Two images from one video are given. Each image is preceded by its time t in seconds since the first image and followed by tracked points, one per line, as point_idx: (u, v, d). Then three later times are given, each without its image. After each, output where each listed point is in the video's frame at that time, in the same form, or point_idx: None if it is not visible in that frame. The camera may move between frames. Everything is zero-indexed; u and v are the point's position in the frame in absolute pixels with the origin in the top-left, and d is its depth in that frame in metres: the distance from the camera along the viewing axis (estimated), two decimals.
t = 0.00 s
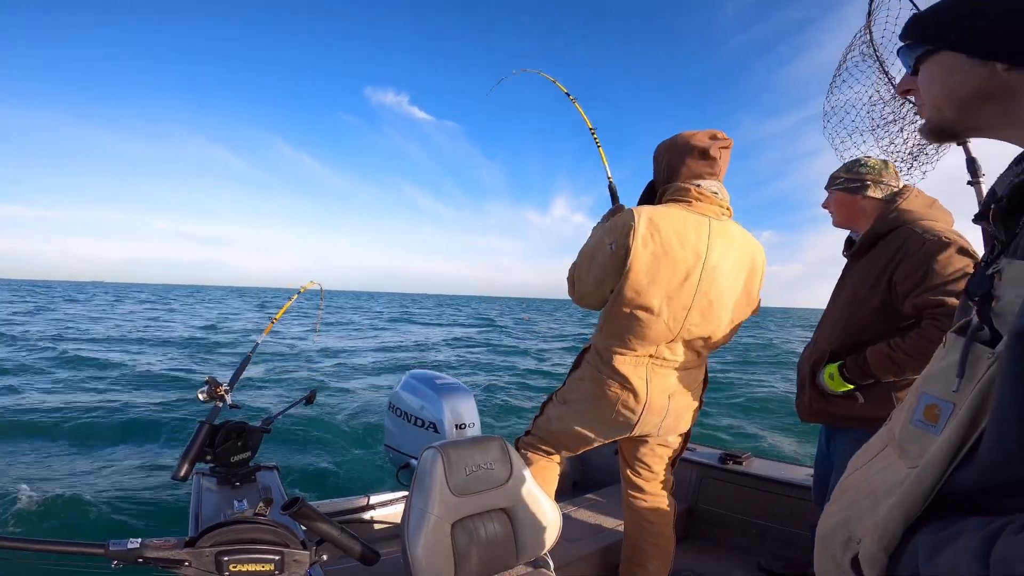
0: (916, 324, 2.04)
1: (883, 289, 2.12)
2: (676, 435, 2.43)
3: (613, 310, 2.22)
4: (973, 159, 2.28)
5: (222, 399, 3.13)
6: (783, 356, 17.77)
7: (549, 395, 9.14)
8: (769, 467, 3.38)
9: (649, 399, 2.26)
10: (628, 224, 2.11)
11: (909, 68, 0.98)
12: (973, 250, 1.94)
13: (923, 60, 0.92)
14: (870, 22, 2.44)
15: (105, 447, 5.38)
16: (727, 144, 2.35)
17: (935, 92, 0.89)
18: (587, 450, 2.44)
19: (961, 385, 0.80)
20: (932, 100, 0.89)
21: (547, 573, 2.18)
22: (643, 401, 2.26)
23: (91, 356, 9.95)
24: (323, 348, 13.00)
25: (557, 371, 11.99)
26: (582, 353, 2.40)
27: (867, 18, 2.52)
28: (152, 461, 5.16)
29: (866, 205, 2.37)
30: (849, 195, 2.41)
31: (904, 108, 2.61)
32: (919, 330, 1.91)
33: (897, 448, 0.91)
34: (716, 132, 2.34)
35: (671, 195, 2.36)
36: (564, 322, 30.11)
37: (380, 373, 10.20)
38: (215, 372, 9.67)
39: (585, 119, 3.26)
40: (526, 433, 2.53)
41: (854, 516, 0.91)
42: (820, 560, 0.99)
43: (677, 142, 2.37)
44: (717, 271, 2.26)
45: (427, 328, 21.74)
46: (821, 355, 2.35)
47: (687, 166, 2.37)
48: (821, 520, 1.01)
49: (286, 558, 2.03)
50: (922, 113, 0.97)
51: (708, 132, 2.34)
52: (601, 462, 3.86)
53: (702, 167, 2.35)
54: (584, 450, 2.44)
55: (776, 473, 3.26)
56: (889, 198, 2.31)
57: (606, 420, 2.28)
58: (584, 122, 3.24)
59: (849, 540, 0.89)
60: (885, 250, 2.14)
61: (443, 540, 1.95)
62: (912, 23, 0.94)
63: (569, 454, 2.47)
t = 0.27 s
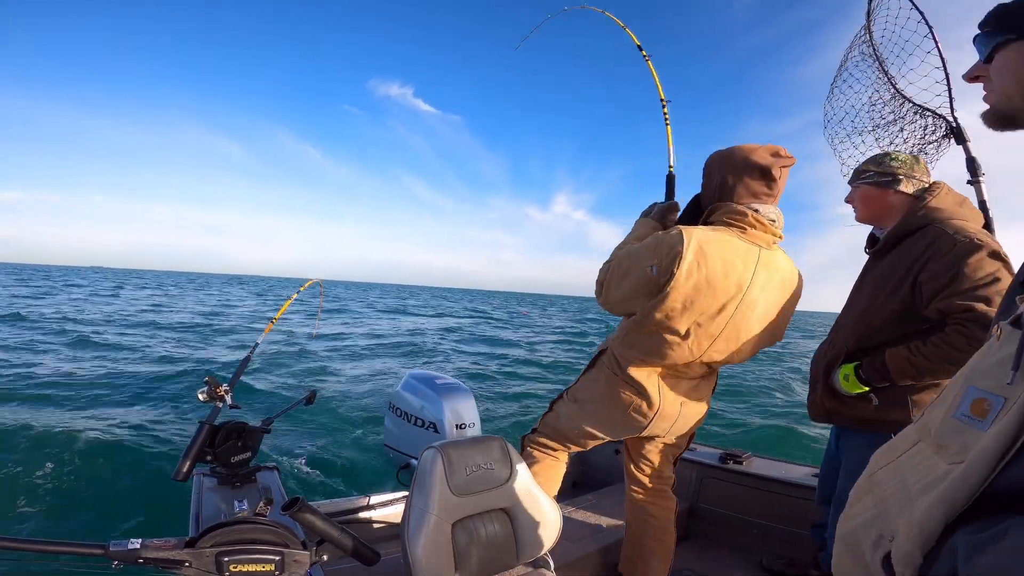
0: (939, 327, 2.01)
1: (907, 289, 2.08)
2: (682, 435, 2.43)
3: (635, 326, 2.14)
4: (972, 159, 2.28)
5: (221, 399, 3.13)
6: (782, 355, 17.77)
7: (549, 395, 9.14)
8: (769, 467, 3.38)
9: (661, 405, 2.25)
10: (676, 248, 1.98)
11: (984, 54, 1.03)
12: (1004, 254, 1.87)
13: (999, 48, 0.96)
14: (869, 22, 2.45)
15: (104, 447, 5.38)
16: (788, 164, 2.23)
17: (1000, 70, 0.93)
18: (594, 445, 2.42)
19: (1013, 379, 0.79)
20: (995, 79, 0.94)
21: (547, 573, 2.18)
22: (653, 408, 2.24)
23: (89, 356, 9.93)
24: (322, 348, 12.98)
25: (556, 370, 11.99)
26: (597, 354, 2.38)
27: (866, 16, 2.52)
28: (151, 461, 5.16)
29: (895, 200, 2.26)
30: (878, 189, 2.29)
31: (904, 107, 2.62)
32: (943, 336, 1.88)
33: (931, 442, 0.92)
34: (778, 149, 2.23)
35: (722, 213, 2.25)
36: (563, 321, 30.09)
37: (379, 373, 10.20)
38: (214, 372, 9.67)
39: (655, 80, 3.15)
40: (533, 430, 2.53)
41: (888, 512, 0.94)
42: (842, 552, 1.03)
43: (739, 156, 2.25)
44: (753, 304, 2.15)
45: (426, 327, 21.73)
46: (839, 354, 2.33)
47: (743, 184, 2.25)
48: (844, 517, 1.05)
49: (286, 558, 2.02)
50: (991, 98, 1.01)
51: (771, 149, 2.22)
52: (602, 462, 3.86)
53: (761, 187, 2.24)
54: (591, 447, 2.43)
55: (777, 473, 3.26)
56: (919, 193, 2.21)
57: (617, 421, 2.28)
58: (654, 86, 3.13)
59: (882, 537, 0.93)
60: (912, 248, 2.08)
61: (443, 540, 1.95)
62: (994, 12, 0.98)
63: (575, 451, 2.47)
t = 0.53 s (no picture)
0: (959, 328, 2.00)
1: (928, 289, 2.08)
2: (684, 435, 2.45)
3: (642, 321, 2.13)
4: (972, 159, 2.29)
5: (221, 399, 3.12)
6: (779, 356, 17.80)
7: (548, 394, 9.14)
8: (769, 467, 3.39)
9: (666, 404, 2.25)
10: (681, 241, 1.99)
11: None
12: None
13: None
14: (867, 21, 2.46)
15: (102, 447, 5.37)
16: (796, 167, 2.23)
17: None
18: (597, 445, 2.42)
19: None
20: None
21: (547, 573, 2.18)
22: (658, 407, 2.23)
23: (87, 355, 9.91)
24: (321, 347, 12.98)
25: (554, 370, 11.99)
26: (603, 353, 2.38)
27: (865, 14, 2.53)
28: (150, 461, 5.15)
29: (922, 199, 2.24)
30: (906, 188, 2.26)
31: (901, 106, 2.63)
32: (962, 337, 1.88)
33: (956, 444, 0.92)
34: (787, 152, 2.23)
35: (728, 213, 2.26)
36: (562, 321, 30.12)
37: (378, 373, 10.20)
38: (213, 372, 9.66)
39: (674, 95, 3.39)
40: (534, 430, 2.52)
41: (904, 517, 0.94)
42: (856, 554, 1.04)
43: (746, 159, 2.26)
44: (753, 299, 2.15)
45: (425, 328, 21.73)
46: (856, 350, 2.34)
47: (750, 185, 2.26)
48: (859, 522, 1.07)
49: (286, 558, 2.02)
50: None
51: (780, 152, 2.22)
52: (602, 462, 3.86)
53: (767, 189, 2.24)
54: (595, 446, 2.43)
55: (777, 473, 3.27)
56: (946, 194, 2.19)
57: (621, 420, 2.28)
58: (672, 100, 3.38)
59: (896, 542, 0.93)
60: (935, 247, 2.07)
61: (443, 540, 1.95)
62: None
63: (577, 450, 2.46)
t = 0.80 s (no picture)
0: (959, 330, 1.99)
1: (931, 289, 2.08)
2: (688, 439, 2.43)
3: (623, 295, 2.26)
4: (972, 158, 2.29)
5: (221, 399, 3.12)
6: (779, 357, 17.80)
7: (548, 395, 9.13)
8: (769, 467, 3.39)
9: (665, 397, 2.25)
10: (629, 209, 2.20)
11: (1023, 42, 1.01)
12: None
13: None
14: (866, 21, 2.46)
15: (102, 447, 5.36)
16: (719, 147, 2.44)
17: None
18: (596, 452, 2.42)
19: None
20: None
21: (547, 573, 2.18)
22: (657, 399, 2.24)
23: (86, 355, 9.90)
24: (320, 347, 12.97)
25: (554, 371, 11.99)
26: (594, 352, 2.39)
27: (865, 13, 2.53)
28: (149, 461, 5.14)
29: (932, 199, 2.23)
30: (918, 186, 2.25)
31: (900, 105, 2.63)
32: (961, 339, 1.87)
33: (964, 452, 0.92)
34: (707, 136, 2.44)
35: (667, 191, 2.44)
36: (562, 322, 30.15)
37: (379, 373, 10.20)
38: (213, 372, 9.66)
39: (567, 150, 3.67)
40: (533, 434, 2.53)
41: (909, 524, 0.94)
42: (860, 559, 1.04)
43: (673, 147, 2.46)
44: (718, 257, 2.30)
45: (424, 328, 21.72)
46: (857, 349, 2.35)
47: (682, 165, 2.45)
48: (865, 528, 1.07)
49: (286, 558, 2.02)
50: None
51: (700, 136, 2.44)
52: (602, 462, 3.86)
53: (694, 165, 2.43)
54: (594, 450, 2.42)
55: (777, 473, 3.27)
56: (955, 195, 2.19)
57: (615, 421, 2.27)
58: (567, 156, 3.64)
59: (899, 550, 0.93)
60: (943, 248, 2.06)
61: (443, 541, 1.95)
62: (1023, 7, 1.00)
63: (576, 455, 2.46)
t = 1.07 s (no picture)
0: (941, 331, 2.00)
1: (912, 290, 2.08)
2: (682, 438, 2.42)
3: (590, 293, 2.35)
4: (972, 159, 2.29)
5: (222, 399, 3.12)
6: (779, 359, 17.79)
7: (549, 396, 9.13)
8: (768, 467, 3.39)
9: (648, 388, 2.25)
10: (564, 230, 2.36)
11: (989, 53, 1.02)
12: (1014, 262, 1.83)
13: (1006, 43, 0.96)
14: (869, 22, 2.46)
15: (103, 447, 5.36)
16: (635, 163, 2.61)
17: (1022, 74, 0.92)
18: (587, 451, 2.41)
19: None
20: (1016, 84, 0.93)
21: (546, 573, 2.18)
22: (640, 394, 2.24)
23: (87, 356, 9.89)
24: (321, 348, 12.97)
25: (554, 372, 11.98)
26: (577, 352, 2.41)
27: (866, 14, 2.53)
28: (150, 461, 5.14)
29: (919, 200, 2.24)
30: (903, 187, 2.25)
31: (902, 106, 2.63)
32: (942, 339, 1.87)
33: (945, 452, 0.92)
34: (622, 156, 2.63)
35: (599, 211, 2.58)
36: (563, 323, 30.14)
37: (379, 374, 10.20)
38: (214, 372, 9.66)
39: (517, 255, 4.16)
40: (527, 434, 2.53)
41: (895, 524, 0.94)
42: (847, 558, 1.05)
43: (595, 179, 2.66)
44: (661, 242, 2.41)
45: (424, 329, 21.71)
46: (841, 349, 2.34)
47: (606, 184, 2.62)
48: (853, 527, 1.07)
49: (286, 558, 2.02)
50: (1002, 99, 1.01)
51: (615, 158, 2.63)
52: (602, 462, 3.86)
53: (617, 182, 2.59)
54: (584, 450, 2.42)
55: (776, 473, 3.27)
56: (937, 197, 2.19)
57: (601, 420, 2.26)
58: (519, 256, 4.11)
59: (887, 550, 0.93)
60: (925, 249, 2.06)
61: (443, 541, 1.95)
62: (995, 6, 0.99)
63: (568, 455, 2.47)
